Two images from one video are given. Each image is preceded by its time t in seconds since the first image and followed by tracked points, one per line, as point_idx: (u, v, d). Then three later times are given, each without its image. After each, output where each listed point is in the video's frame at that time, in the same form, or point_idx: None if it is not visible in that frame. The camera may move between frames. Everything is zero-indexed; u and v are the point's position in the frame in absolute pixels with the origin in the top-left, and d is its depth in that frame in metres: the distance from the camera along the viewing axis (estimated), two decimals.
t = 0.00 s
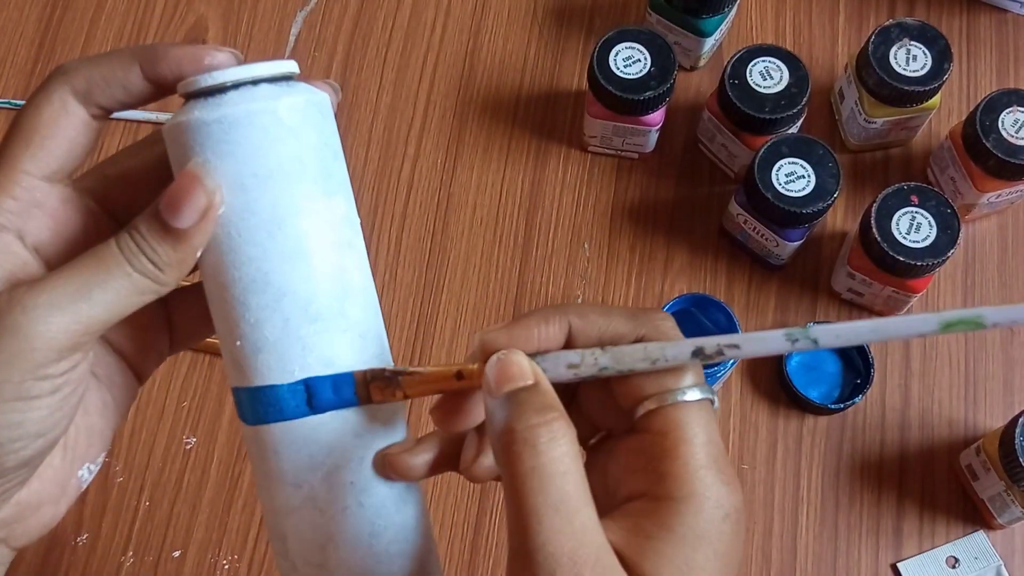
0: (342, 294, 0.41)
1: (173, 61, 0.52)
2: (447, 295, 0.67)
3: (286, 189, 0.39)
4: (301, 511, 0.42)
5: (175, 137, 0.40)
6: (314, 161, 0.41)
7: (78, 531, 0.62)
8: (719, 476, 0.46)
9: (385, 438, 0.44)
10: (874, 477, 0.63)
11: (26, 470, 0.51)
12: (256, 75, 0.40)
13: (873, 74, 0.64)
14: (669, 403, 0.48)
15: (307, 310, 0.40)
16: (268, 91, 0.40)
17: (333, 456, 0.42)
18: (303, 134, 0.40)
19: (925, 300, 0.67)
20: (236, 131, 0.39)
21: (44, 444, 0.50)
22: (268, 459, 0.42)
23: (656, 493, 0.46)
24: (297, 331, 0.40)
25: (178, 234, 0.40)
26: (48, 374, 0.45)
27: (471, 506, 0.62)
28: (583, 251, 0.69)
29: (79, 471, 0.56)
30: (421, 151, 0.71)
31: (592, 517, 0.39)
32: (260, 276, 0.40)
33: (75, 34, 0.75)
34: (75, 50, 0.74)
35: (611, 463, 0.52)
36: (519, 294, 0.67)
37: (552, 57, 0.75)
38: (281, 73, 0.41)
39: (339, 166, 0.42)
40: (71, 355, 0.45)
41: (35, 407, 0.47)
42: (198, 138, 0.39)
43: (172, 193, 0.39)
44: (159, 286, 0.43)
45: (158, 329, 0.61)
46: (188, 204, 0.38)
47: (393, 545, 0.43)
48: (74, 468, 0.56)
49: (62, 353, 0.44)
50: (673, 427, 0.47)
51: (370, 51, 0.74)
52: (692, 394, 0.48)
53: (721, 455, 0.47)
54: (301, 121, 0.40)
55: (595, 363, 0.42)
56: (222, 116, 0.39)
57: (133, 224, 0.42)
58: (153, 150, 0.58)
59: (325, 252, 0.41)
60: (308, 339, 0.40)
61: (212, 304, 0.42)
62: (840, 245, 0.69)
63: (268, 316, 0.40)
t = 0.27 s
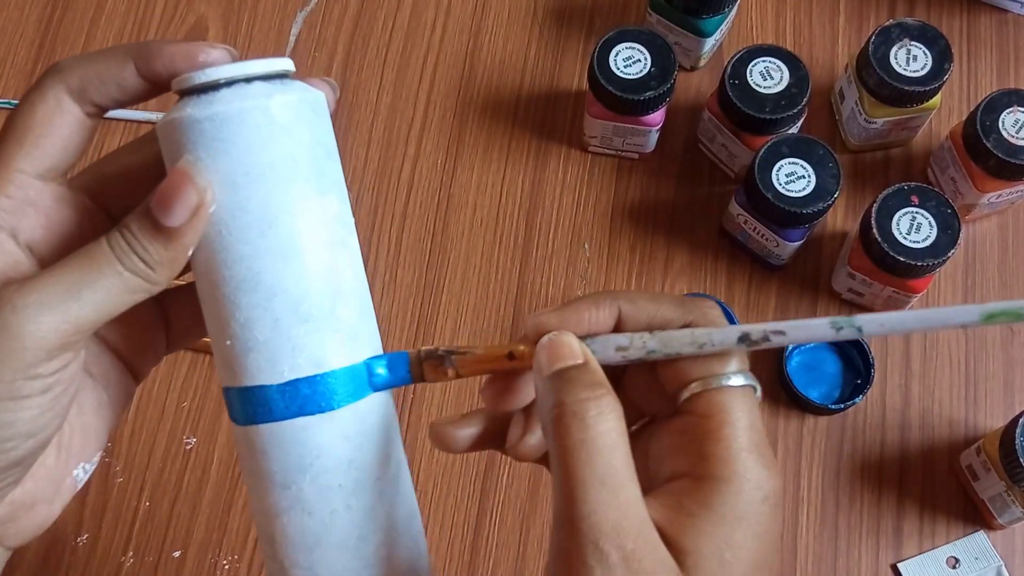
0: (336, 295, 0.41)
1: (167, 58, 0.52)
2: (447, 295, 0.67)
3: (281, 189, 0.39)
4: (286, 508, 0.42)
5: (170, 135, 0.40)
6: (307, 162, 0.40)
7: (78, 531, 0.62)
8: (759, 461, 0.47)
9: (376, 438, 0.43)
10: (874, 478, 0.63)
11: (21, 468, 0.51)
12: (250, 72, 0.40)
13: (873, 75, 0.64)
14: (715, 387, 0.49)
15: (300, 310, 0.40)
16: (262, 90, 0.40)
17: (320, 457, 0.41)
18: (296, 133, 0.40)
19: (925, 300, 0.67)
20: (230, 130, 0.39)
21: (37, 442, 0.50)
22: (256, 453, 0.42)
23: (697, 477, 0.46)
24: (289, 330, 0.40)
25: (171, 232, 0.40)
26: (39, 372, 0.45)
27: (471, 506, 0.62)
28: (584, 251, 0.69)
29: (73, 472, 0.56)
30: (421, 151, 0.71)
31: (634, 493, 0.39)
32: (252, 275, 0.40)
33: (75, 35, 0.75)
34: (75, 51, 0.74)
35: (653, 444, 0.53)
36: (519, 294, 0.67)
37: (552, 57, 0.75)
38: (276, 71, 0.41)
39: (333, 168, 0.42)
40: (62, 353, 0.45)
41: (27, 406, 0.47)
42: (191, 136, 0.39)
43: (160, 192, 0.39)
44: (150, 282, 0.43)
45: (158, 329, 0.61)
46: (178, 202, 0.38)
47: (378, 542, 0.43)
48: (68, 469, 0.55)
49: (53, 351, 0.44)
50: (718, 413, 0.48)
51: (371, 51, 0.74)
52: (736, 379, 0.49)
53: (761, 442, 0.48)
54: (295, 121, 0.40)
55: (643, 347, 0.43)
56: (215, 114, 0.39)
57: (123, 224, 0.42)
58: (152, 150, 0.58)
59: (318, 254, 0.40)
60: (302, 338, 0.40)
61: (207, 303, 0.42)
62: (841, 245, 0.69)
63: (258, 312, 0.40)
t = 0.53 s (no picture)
0: (429, 261, 0.43)
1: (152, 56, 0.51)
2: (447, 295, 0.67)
3: (343, 165, 0.42)
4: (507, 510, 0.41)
5: (216, 149, 0.43)
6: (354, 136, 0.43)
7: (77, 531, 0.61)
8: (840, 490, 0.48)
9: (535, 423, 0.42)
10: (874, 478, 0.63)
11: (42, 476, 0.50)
12: (269, 70, 0.44)
13: (873, 75, 0.64)
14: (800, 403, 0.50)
15: (401, 290, 0.42)
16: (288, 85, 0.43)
17: (489, 443, 0.41)
18: (334, 113, 0.43)
19: (926, 300, 0.67)
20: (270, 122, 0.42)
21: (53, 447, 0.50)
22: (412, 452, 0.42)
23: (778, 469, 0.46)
24: (393, 317, 0.41)
25: (202, 241, 0.42)
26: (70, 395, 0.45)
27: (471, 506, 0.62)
28: (584, 251, 0.69)
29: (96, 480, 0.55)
30: (421, 151, 0.71)
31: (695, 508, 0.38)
32: (348, 261, 0.41)
33: (74, 34, 0.74)
34: (74, 50, 0.74)
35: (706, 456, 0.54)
36: (520, 294, 0.67)
37: (552, 56, 0.74)
38: (295, 64, 0.45)
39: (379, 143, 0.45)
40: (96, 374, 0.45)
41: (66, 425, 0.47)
42: (236, 138, 0.42)
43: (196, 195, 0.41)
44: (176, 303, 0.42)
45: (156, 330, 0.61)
46: (210, 203, 0.41)
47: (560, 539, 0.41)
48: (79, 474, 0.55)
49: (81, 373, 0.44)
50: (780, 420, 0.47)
51: (370, 51, 0.74)
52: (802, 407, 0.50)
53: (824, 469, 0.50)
54: (327, 103, 0.43)
55: (843, 420, 0.46)
56: (248, 113, 0.42)
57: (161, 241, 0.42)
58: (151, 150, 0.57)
59: (394, 221, 0.43)
60: (406, 321, 0.41)
61: (305, 310, 0.43)
62: (841, 245, 0.69)
63: (367, 310, 0.41)
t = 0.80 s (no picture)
0: (328, 299, 0.43)
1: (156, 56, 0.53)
2: (447, 295, 0.67)
3: (275, 190, 0.41)
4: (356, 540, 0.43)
5: (160, 140, 0.41)
6: (299, 162, 0.42)
7: (77, 531, 0.61)
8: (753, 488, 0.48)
9: (386, 465, 0.45)
10: (874, 478, 0.63)
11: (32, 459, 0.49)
12: (234, 72, 0.41)
13: (873, 75, 0.64)
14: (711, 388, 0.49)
15: (293, 321, 0.41)
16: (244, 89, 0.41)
17: (327, 483, 0.43)
18: (286, 133, 0.41)
19: (926, 300, 0.67)
20: (220, 128, 0.40)
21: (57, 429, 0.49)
22: (258, 467, 0.44)
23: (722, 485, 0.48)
24: (275, 344, 0.41)
25: (197, 223, 0.39)
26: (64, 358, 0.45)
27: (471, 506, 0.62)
28: (584, 251, 0.69)
29: (79, 464, 0.56)
30: (421, 151, 0.71)
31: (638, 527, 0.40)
32: (268, 284, 0.41)
33: (75, 35, 0.74)
34: (75, 50, 0.74)
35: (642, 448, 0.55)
36: (519, 294, 0.67)
37: (552, 57, 0.74)
38: (261, 70, 0.42)
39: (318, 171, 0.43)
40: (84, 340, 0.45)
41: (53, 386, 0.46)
42: (180, 136, 0.40)
43: (185, 184, 0.39)
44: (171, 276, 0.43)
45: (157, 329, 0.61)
46: (209, 195, 0.38)
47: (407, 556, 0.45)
48: (75, 462, 0.56)
49: (74, 339, 0.44)
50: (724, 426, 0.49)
51: (370, 51, 0.74)
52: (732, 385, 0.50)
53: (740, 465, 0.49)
54: (280, 120, 0.41)
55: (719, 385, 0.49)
56: (208, 111, 0.40)
57: (146, 209, 0.41)
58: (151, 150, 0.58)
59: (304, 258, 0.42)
60: (285, 353, 0.42)
61: (199, 306, 0.43)
62: (841, 246, 0.69)
63: (253, 330, 0.41)
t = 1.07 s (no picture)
0: (330, 303, 0.43)
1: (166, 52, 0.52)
2: (447, 295, 0.67)
3: (282, 194, 0.41)
4: (351, 541, 0.43)
5: (170, 140, 0.41)
6: (306, 166, 0.42)
7: (77, 532, 0.61)
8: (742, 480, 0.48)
9: (381, 467, 0.45)
10: (874, 478, 0.63)
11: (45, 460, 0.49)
12: (246, 74, 0.41)
13: (874, 74, 0.64)
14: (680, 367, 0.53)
15: (294, 324, 0.42)
16: (256, 91, 0.41)
17: (321, 483, 0.43)
18: (295, 137, 0.42)
19: (926, 300, 0.67)
20: (230, 130, 0.40)
21: (68, 428, 0.48)
22: (253, 467, 0.44)
23: (696, 451, 0.50)
24: (276, 347, 0.42)
25: (204, 225, 0.39)
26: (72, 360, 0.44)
27: (471, 507, 0.62)
28: (584, 251, 0.69)
29: (85, 464, 0.57)
30: (421, 151, 0.71)
31: (612, 486, 0.42)
32: (271, 286, 0.41)
33: (75, 35, 0.74)
34: (75, 50, 0.74)
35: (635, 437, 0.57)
36: (519, 294, 0.67)
37: (551, 56, 0.74)
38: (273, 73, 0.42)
39: (325, 175, 0.44)
40: (93, 340, 0.44)
41: (62, 387, 0.45)
42: (188, 136, 0.40)
43: (193, 186, 0.38)
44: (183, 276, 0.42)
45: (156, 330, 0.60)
46: (217, 198, 0.38)
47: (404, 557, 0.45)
48: (82, 461, 0.56)
49: (83, 340, 0.43)
50: (692, 394, 0.52)
51: (370, 51, 0.74)
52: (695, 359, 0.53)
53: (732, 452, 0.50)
54: (290, 125, 0.41)
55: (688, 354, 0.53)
56: (219, 113, 0.40)
57: (153, 210, 0.40)
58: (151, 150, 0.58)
59: (309, 261, 0.42)
60: (286, 355, 0.42)
61: (200, 306, 0.43)
62: (841, 246, 0.69)
63: (254, 332, 0.41)
